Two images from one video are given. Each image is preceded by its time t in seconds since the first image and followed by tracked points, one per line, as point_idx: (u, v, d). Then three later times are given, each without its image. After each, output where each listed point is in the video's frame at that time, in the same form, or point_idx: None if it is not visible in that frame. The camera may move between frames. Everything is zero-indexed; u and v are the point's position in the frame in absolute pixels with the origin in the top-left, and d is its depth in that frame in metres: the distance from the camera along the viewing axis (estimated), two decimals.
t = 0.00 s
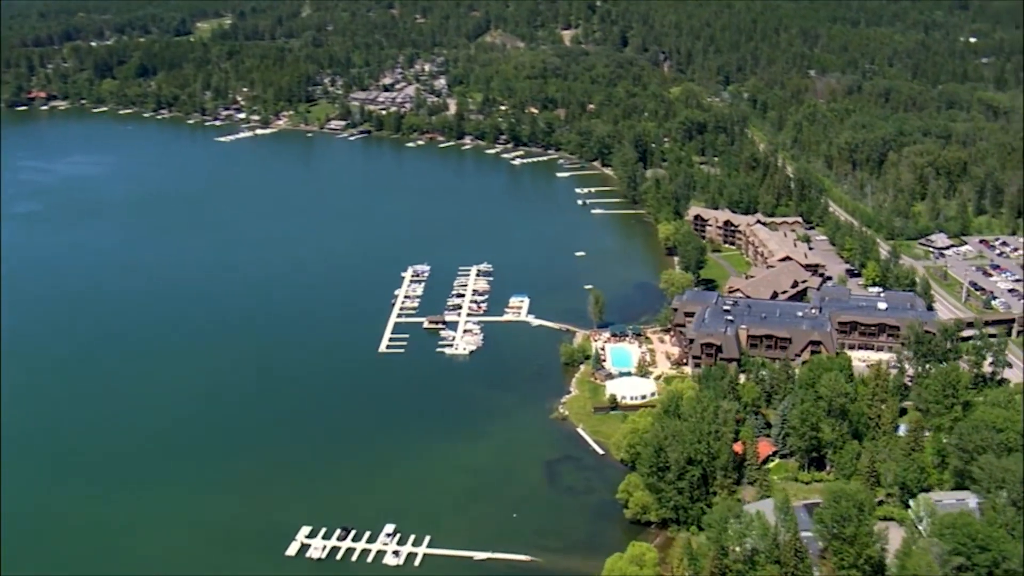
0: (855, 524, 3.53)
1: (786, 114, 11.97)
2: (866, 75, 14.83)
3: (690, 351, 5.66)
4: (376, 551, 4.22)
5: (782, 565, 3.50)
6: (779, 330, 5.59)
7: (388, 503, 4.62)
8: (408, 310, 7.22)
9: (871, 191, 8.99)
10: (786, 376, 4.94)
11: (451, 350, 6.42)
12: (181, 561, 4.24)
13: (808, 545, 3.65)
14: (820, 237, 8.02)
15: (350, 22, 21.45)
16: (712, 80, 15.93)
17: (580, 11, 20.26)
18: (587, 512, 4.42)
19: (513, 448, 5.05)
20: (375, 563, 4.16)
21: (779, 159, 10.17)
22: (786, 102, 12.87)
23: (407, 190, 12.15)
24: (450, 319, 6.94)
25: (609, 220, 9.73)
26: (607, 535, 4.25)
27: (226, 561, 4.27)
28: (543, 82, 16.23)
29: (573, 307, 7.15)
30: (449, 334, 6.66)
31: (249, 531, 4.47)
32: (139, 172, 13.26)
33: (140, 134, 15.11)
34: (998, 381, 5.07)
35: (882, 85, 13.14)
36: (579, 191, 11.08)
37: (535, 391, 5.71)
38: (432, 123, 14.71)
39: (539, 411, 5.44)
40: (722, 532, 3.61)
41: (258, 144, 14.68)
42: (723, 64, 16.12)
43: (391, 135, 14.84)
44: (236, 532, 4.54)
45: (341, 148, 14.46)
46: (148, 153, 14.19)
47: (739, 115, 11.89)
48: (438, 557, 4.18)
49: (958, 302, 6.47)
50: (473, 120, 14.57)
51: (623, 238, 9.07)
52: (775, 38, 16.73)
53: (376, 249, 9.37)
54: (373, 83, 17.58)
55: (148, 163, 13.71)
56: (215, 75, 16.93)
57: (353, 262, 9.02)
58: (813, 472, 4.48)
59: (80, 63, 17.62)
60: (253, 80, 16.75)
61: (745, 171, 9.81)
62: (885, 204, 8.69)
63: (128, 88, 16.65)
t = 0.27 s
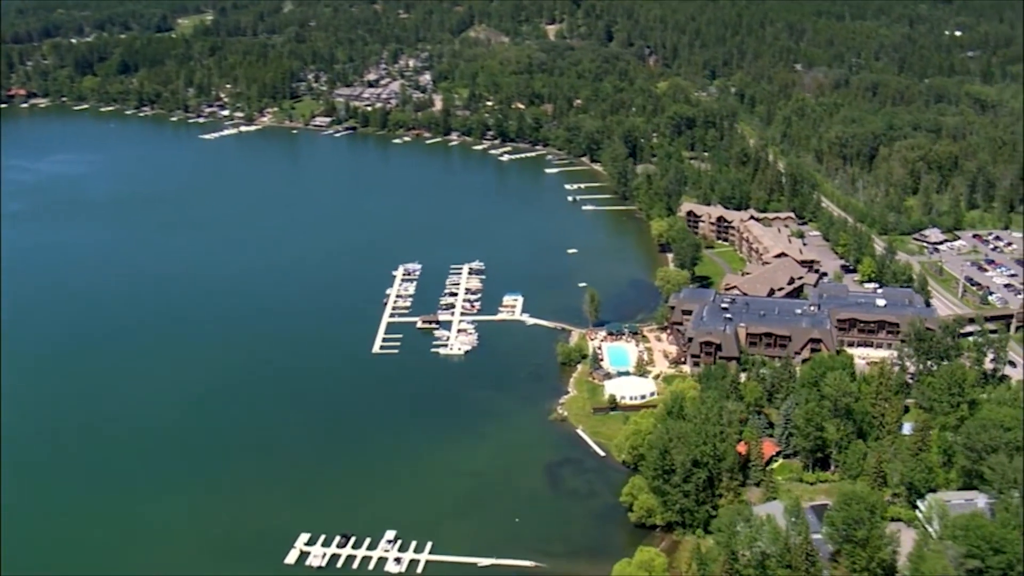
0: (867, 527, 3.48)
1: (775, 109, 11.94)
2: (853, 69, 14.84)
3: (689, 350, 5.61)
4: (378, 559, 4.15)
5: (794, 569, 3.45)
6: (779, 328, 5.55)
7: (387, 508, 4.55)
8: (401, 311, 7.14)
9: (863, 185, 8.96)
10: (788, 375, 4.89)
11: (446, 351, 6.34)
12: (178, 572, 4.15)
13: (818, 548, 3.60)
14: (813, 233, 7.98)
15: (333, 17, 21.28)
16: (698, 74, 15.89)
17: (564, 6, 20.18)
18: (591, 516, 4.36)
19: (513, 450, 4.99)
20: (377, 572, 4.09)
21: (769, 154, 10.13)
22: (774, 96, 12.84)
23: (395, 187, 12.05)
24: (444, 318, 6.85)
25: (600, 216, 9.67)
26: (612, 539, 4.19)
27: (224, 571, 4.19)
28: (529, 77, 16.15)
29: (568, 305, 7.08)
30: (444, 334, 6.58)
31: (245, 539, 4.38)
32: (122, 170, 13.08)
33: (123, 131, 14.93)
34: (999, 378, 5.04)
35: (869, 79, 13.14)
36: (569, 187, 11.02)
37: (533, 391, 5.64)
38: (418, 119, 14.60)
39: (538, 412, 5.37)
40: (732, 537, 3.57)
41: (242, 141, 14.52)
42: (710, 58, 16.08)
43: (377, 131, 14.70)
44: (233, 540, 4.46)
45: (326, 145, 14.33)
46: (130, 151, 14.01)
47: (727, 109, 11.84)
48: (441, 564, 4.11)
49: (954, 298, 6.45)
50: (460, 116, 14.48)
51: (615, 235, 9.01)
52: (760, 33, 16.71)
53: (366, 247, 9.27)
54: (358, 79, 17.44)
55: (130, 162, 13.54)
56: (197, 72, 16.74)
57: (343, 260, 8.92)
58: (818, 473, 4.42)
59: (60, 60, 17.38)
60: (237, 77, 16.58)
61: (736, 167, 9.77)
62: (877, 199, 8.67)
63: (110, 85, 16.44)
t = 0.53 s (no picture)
0: (881, 530, 3.42)
1: (761, 102, 11.90)
2: (837, 62, 14.82)
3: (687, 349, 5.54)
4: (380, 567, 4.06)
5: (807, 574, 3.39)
6: (778, 326, 5.49)
7: (388, 516, 4.45)
8: (393, 310, 7.03)
9: (853, 179, 8.93)
10: (790, 374, 4.84)
11: (440, 351, 6.25)
12: None
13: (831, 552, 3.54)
14: (805, 227, 7.94)
15: (312, 12, 21.06)
16: (682, 67, 15.84)
17: None
18: (596, 519, 4.28)
19: (513, 453, 4.90)
20: None
21: (757, 147, 10.09)
22: (760, 89, 12.80)
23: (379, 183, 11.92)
24: (437, 318, 6.76)
25: (589, 212, 9.59)
26: (619, 543, 4.12)
27: None
28: (512, 71, 16.05)
29: (561, 303, 7.00)
30: (437, 334, 6.49)
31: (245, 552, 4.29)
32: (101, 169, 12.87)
33: (101, 128, 14.69)
34: (1001, 376, 5.01)
35: (854, 71, 13.12)
36: (557, 183, 10.93)
37: (530, 392, 5.56)
38: (402, 114, 14.47)
39: (536, 413, 5.29)
40: (744, 545, 3.50)
41: (223, 138, 14.33)
42: (693, 51, 16.03)
43: (360, 127, 14.56)
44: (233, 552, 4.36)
45: (308, 141, 14.17)
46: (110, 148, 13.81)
47: (714, 103, 11.79)
48: (445, 572, 4.03)
49: (950, 293, 6.42)
50: (444, 111, 14.36)
51: (606, 231, 8.94)
52: (743, 26, 16.68)
53: (353, 244, 9.15)
54: (339, 74, 17.27)
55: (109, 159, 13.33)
56: (176, 68, 16.52)
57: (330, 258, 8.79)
58: (825, 473, 4.36)
59: (36, 56, 17.09)
60: (216, 73, 16.38)
61: (725, 162, 9.72)
62: (868, 192, 8.64)
63: (87, 82, 16.19)
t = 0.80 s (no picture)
0: (898, 532, 3.36)
1: (747, 96, 11.86)
2: (821, 55, 14.81)
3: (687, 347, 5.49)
4: None
5: None
6: (778, 323, 5.44)
7: (390, 523, 4.36)
8: (385, 310, 6.94)
9: (843, 172, 8.91)
10: (794, 373, 4.80)
11: (434, 351, 6.16)
12: None
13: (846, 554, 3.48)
14: (798, 222, 7.90)
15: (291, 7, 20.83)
16: (666, 61, 15.79)
17: None
18: (601, 524, 4.22)
19: (514, 456, 4.82)
20: None
21: (746, 141, 10.05)
22: (746, 83, 12.76)
23: (364, 180, 11.80)
24: (430, 318, 6.67)
25: (578, 208, 9.52)
26: (626, 548, 4.05)
27: None
28: (495, 66, 15.94)
29: (555, 301, 6.93)
30: (431, 334, 6.40)
31: (245, 559, 4.18)
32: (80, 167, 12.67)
33: (80, 126, 14.47)
34: (1004, 372, 4.98)
35: (839, 64, 13.10)
36: (545, 178, 10.86)
37: (529, 393, 5.48)
38: (385, 110, 14.34)
39: (536, 415, 5.22)
40: (759, 550, 3.44)
41: (203, 135, 14.15)
42: (676, 45, 15.97)
43: (343, 123, 14.42)
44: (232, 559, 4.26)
45: (291, 137, 14.01)
46: (88, 145, 13.61)
47: (700, 97, 11.74)
48: None
49: (947, 287, 6.39)
50: (428, 107, 14.24)
51: (596, 227, 8.87)
52: (726, 19, 16.64)
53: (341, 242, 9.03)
54: (320, 70, 17.10)
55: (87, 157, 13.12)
56: (155, 64, 16.29)
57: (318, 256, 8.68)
58: (832, 473, 4.32)
59: (11, 52, 16.80)
60: (196, 69, 16.17)
61: (714, 157, 9.68)
62: (858, 185, 8.61)
63: (65, 79, 15.94)
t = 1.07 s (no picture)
0: (917, 535, 3.31)
1: (731, 89, 11.82)
2: (803, 47, 14.80)
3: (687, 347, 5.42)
4: None
5: None
6: (779, 320, 5.39)
7: (394, 530, 4.25)
8: (376, 311, 6.83)
9: (832, 165, 8.88)
10: (799, 372, 4.76)
11: (429, 352, 6.06)
12: None
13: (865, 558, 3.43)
14: (789, 215, 7.86)
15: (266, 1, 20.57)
16: (647, 54, 15.73)
17: None
18: (610, 529, 4.15)
19: (515, 460, 4.73)
20: None
21: (733, 134, 10.01)
22: (729, 76, 12.73)
23: (347, 177, 11.65)
24: (422, 317, 6.57)
25: (567, 203, 9.44)
26: (635, 552, 3.98)
27: None
28: (476, 60, 15.82)
29: (549, 299, 6.86)
30: (425, 335, 6.30)
31: (244, 570, 4.07)
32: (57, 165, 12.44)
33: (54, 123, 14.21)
34: (1008, 367, 4.96)
35: (822, 56, 13.09)
36: (531, 173, 10.77)
37: (528, 394, 5.40)
38: (366, 105, 14.20)
39: (536, 416, 5.14)
40: (779, 556, 3.37)
41: (181, 132, 13.93)
42: (657, 37, 15.91)
43: (323, 119, 14.26)
44: (231, 569, 4.14)
45: (270, 133, 13.82)
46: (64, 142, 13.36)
47: (685, 90, 11.69)
48: None
49: (943, 280, 6.37)
50: (409, 102, 14.11)
51: (585, 222, 8.80)
52: (706, 12, 16.60)
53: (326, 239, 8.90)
54: (298, 65, 16.91)
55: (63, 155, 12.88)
56: (130, 60, 16.03)
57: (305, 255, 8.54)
58: (841, 473, 4.26)
59: None
60: (172, 65, 15.93)
61: (702, 151, 9.63)
62: (848, 178, 8.59)
63: (38, 76, 15.65)
